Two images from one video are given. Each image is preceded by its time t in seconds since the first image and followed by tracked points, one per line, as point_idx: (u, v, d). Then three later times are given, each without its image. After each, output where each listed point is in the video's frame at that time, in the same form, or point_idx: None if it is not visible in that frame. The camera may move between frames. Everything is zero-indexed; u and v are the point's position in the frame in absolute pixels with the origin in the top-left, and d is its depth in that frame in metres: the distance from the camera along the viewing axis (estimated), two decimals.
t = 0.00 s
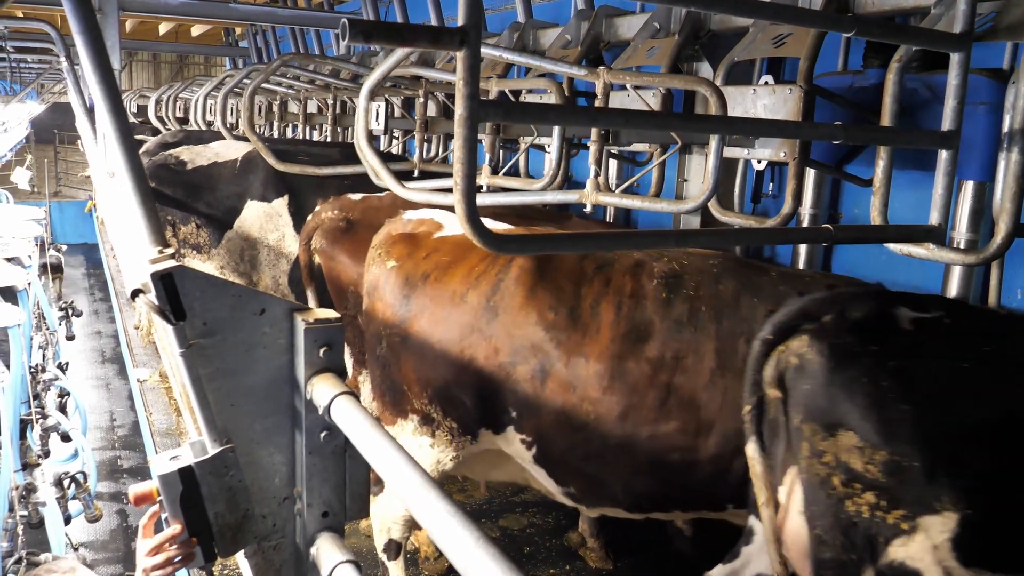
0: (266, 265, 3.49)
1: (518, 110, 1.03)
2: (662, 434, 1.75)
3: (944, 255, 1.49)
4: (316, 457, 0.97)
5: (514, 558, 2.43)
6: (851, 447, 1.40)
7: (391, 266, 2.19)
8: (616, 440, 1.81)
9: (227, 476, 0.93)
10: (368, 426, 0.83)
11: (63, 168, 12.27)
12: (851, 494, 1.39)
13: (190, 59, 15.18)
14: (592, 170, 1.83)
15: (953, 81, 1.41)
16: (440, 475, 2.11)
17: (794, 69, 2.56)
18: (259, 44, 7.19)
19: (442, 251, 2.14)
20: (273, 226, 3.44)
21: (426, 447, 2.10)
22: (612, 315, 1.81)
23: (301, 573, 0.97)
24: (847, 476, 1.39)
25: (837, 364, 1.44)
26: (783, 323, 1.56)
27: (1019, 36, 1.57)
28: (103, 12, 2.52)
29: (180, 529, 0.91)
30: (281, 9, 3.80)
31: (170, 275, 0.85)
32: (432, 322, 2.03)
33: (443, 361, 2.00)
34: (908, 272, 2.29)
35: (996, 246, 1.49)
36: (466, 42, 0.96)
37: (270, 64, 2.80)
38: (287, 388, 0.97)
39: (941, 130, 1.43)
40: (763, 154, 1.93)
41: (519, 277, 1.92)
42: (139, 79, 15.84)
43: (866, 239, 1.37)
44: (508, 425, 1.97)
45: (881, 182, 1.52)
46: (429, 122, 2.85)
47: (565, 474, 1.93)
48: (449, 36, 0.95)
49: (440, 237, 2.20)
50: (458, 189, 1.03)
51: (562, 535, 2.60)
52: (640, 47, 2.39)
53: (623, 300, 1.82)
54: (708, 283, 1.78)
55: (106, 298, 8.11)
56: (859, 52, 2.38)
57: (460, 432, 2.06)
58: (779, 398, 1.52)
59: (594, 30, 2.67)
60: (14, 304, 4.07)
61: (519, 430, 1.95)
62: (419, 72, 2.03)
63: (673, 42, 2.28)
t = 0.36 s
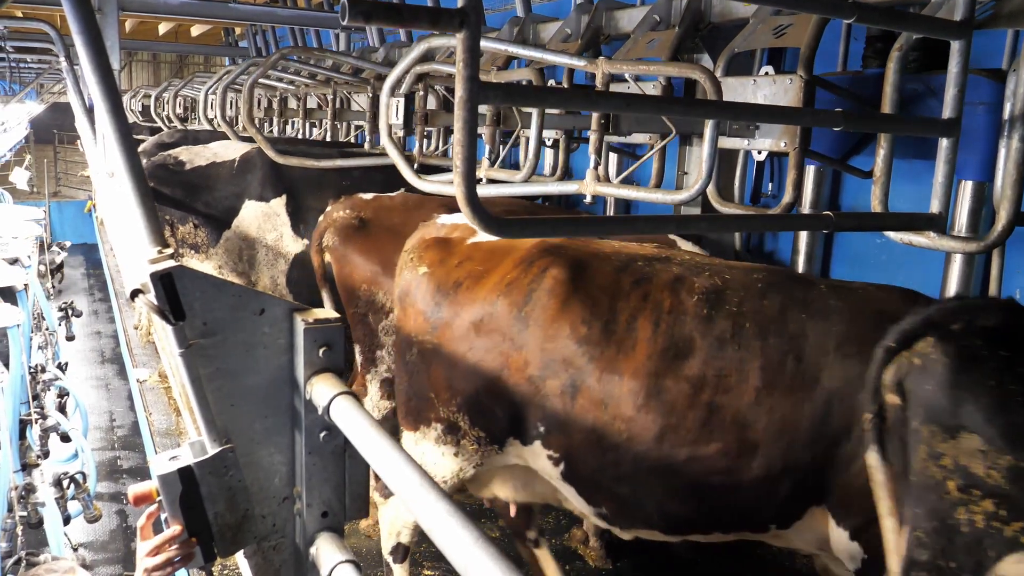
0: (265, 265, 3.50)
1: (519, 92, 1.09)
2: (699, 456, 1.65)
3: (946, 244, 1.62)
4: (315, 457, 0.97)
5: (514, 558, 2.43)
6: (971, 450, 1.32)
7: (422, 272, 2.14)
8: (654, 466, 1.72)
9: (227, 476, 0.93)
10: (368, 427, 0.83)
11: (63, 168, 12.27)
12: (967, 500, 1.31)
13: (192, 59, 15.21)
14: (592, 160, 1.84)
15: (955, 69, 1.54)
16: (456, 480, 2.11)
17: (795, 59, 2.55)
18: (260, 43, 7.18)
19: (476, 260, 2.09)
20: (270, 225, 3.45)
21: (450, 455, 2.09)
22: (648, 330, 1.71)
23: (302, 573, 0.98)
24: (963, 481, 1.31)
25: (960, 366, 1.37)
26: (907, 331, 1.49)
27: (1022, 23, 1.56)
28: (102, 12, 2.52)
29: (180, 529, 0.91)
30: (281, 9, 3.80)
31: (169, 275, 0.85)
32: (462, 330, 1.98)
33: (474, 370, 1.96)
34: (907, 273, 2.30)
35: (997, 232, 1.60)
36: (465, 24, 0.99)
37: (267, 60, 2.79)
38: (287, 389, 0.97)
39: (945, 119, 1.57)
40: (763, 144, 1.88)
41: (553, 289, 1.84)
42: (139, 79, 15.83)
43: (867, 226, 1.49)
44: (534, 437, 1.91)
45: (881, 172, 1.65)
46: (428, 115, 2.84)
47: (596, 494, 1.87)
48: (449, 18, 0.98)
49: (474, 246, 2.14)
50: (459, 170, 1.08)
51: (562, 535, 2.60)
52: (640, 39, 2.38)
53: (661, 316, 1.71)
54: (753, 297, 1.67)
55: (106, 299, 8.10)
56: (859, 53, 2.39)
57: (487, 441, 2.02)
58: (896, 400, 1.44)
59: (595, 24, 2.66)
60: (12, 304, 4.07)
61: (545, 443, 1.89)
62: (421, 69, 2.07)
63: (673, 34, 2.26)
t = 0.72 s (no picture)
0: (267, 262, 3.48)
1: (517, 73, 1.13)
2: (746, 459, 1.68)
3: (947, 232, 1.67)
4: (314, 456, 0.97)
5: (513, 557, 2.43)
6: None
7: (473, 271, 2.08)
8: (703, 465, 1.72)
9: (226, 475, 0.93)
10: (367, 426, 0.83)
11: (60, 167, 12.27)
12: None
13: (189, 58, 15.22)
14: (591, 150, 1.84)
15: (956, 56, 1.58)
16: (491, 479, 2.05)
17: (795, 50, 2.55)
18: (257, 42, 7.18)
19: (528, 259, 2.08)
20: (273, 222, 3.45)
21: (487, 455, 2.02)
22: (695, 326, 1.75)
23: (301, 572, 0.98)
24: None
25: None
26: None
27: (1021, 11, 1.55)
28: (99, 11, 2.50)
29: (178, 529, 0.91)
30: (280, 8, 3.80)
31: (168, 274, 0.84)
32: (514, 328, 1.94)
33: (524, 369, 1.92)
34: (905, 273, 2.30)
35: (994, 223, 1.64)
36: (465, 5, 1.01)
37: (266, 53, 2.79)
38: (285, 388, 0.97)
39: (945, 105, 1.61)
40: (763, 134, 1.84)
41: (604, 286, 1.87)
42: (137, 78, 15.82)
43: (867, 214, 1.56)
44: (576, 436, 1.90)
45: (882, 160, 1.68)
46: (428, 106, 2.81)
47: (638, 494, 1.87)
48: None
49: (525, 247, 2.12)
50: (458, 150, 1.12)
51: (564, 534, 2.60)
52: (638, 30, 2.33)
53: (707, 315, 1.75)
54: (802, 297, 1.71)
55: (105, 298, 8.09)
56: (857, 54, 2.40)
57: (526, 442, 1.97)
58: None
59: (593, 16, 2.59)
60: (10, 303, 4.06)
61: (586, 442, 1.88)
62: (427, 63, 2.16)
63: (672, 25, 2.21)
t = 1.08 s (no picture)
0: (273, 265, 3.47)
1: (519, 56, 1.15)
2: (768, 455, 1.67)
3: (948, 220, 1.79)
4: (314, 456, 0.97)
5: (514, 557, 2.42)
6: None
7: (503, 277, 2.06)
8: (724, 463, 1.72)
9: (225, 475, 0.93)
10: (367, 425, 0.83)
11: (59, 166, 12.28)
12: None
13: (189, 57, 15.24)
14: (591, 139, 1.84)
15: (957, 43, 1.66)
16: (530, 486, 2.07)
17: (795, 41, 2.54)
18: (257, 42, 7.17)
19: (556, 261, 2.04)
20: (279, 225, 3.45)
21: (526, 462, 2.03)
22: (723, 323, 1.73)
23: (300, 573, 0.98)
24: None
25: None
26: None
27: None
28: (99, 11, 2.50)
29: (178, 528, 0.91)
30: (279, 8, 3.81)
31: (167, 274, 0.84)
32: (545, 330, 1.94)
33: (555, 372, 1.91)
34: (904, 272, 2.30)
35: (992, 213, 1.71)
36: None
37: (266, 50, 2.79)
38: (285, 387, 0.97)
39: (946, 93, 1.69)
40: (763, 124, 1.92)
41: (634, 286, 1.85)
42: (137, 77, 15.84)
43: (866, 200, 1.65)
44: (609, 440, 1.88)
45: (883, 149, 1.79)
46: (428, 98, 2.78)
47: (663, 493, 1.85)
48: None
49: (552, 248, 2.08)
50: (457, 131, 1.13)
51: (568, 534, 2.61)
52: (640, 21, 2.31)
53: (733, 311, 1.73)
54: (828, 295, 1.69)
55: (104, 298, 8.10)
56: (856, 52, 2.40)
57: (562, 450, 1.96)
58: None
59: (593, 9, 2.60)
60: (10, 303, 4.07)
61: (620, 445, 1.86)
62: (430, 56, 2.21)
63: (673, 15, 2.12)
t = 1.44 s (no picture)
0: (279, 266, 3.50)
1: (519, 39, 1.15)
2: (773, 446, 1.62)
3: (949, 209, 1.76)
4: (315, 455, 0.97)
5: (516, 557, 2.41)
6: None
7: (513, 280, 2.02)
8: (732, 454, 1.67)
9: (226, 474, 0.93)
10: (368, 424, 0.83)
11: (61, 165, 12.29)
12: None
13: (190, 56, 15.25)
14: (592, 129, 1.86)
15: (959, 32, 1.72)
16: (581, 497, 1.94)
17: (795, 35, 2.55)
18: (258, 41, 7.17)
19: (563, 261, 2.00)
20: (286, 226, 3.46)
21: (567, 468, 1.93)
22: (731, 312, 1.68)
23: (301, 571, 0.98)
24: None
25: None
26: None
27: None
28: (100, 9, 2.52)
29: (179, 528, 0.91)
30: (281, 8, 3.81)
31: (168, 274, 0.85)
32: (556, 327, 1.89)
33: (571, 368, 1.85)
34: (904, 272, 2.30)
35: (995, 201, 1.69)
36: None
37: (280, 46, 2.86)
38: (286, 387, 0.97)
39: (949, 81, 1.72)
40: (764, 115, 1.94)
41: (640, 277, 1.80)
42: (138, 76, 15.84)
43: (869, 187, 1.67)
44: (626, 433, 1.81)
45: (886, 138, 1.81)
46: (429, 93, 2.79)
47: (675, 488, 1.80)
48: None
49: (560, 249, 2.05)
50: (460, 116, 1.15)
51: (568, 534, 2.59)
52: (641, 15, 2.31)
53: (741, 298, 1.68)
54: (837, 286, 1.64)
55: (105, 297, 8.12)
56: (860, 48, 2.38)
57: (589, 447, 1.87)
58: None
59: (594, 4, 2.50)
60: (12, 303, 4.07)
61: (636, 437, 1.79)
62: (432, 49, 2.23)
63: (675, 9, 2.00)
